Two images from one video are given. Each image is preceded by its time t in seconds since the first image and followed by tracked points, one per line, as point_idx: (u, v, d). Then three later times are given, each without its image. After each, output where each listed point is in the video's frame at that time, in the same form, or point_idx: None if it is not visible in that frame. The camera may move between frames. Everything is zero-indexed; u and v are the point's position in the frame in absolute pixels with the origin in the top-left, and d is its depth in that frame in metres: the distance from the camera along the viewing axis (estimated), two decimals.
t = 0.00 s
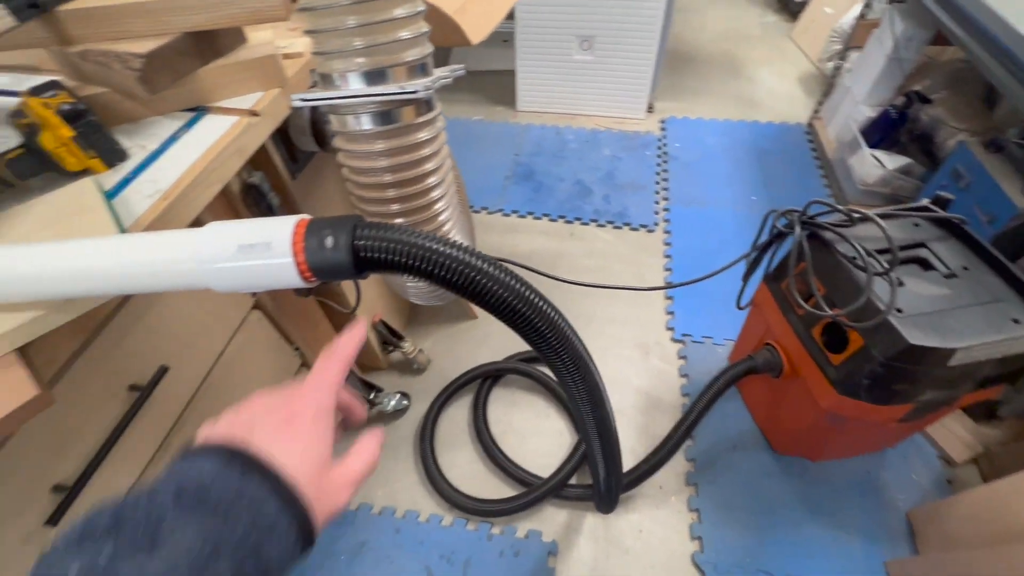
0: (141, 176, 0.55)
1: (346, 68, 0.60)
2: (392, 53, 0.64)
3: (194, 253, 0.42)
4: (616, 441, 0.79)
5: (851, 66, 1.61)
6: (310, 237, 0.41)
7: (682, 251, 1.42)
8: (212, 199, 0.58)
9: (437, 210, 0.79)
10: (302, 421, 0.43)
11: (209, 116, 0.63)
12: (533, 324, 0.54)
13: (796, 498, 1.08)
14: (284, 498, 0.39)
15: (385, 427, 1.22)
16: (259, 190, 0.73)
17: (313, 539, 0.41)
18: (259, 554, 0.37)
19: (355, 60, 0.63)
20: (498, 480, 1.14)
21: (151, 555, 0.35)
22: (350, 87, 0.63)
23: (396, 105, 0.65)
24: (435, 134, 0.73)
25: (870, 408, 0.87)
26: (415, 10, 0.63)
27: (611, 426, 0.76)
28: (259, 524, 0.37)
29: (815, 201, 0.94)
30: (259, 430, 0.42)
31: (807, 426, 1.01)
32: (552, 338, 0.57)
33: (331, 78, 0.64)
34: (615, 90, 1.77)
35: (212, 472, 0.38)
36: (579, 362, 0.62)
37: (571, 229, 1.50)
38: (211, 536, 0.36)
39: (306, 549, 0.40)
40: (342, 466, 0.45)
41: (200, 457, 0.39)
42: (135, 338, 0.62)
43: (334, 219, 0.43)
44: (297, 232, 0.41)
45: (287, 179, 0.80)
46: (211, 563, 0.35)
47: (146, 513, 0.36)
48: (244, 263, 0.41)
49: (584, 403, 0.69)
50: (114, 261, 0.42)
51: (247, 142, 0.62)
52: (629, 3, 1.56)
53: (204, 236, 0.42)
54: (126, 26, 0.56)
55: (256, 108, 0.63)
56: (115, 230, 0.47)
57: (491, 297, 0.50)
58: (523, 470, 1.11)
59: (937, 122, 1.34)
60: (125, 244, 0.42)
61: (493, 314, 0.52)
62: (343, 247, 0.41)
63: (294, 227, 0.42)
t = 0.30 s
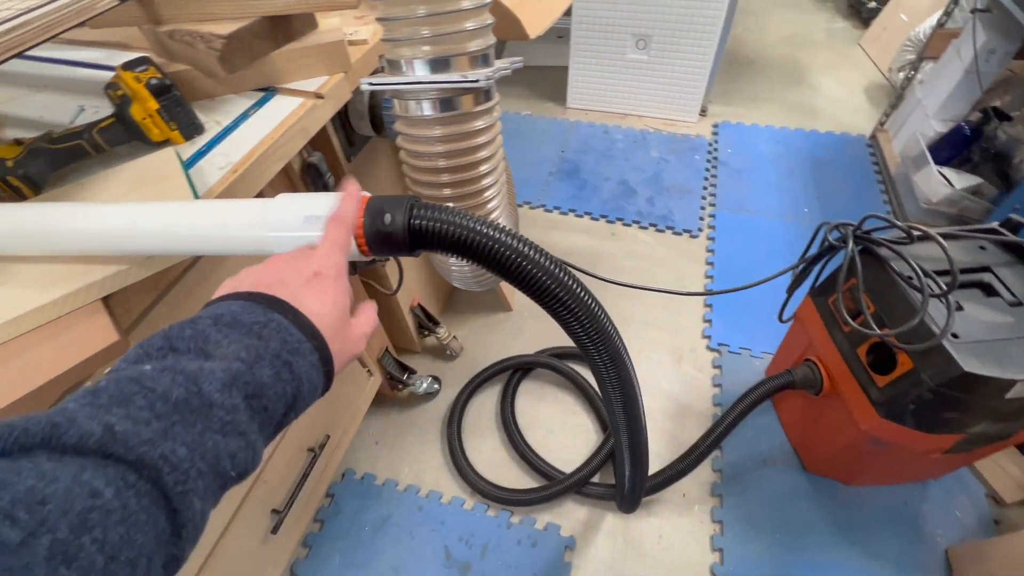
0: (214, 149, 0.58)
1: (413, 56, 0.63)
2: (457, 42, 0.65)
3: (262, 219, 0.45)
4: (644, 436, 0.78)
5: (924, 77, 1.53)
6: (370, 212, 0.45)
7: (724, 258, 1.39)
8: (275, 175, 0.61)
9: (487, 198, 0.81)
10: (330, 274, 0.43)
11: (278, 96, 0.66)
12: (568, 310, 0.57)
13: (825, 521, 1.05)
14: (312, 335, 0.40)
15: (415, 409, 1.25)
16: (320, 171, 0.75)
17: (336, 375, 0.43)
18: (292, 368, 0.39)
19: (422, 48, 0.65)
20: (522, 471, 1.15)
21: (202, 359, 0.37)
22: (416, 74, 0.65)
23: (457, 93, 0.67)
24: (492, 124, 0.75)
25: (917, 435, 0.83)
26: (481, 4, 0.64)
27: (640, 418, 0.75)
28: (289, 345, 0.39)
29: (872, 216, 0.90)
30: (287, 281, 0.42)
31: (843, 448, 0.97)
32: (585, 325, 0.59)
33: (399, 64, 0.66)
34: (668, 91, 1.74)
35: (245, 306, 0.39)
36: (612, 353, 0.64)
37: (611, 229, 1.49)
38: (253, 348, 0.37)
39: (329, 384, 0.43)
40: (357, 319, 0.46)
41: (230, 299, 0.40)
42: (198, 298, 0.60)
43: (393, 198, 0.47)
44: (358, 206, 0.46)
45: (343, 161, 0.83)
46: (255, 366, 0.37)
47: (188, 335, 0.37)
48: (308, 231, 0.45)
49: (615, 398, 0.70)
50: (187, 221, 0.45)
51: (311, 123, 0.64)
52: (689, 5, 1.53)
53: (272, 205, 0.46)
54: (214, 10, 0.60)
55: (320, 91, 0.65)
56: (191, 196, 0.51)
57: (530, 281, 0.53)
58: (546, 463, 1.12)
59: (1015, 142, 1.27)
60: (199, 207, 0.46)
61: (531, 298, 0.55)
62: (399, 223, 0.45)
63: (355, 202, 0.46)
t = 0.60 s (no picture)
0: (262, 140, 0.59)
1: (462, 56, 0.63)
2: (506, 43, 0.65)
3: (309, 211, 0.46)
4: (672, 446, 0.77)
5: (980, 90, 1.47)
6: (416, 209, 0.46)
7: (758, 269, 1.36)
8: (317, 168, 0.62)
9: (526, 198, 0.81)
10: (376, 278, 0.44)
11: (324, 91, 0.67)
12: (604, 313, 0.57)
13: (851, 544, 1.02)
14: (346, 330, 0.41)
15: (437, 404, 1.26)
16: (359, 165, 0.77)
17: (364, 375, 0.44)
18: (322, 359, 0.40)
19: (472, 48, 0.65)
20: (541, 472, 1.15)
21: (237, 343, 0.38)
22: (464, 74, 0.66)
23: (504, 93, 0.68)
24: (535, 126, 0.75)
25: (957, 463, 0.79)
26: (533, 5, 0.64)
27: (669, 428, 0.74)
28: (322, 336, 0.40)
29: (920, 231, 0.87)
30: (335, 283, 0.43)
31: (874, 471, 0.94)
32: (620, 329, 0.59)
33: (448, 64, 0.68)
34: (706, 97, 1.72)
35: (285, 299, 0.41)
36: (646, 359, 0.63)
37: (642, 233, 1.48)
38: (287, 337, 0.39)
39: (356, 382, 0.44)
40: (390, 332, 0.48)
41: (273, 291, 0.42)
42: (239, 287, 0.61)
43: (437, 196, 0.47)
44: (403, 203, 0.46)
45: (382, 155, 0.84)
46: (286, 354, 0.38)
47: (227, 317, 0.39)
48: (353, 225, 0.46)
49: (645, 404, 0.70)
50: (236, 209, 0.46)
51: (354, 117, 0.65)
52: (734, 9, 1.50)
53: (320, 198, 0.47)
54: (266, 5, 0.61)
55: (365, 87, 0.66)
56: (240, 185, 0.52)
57: (569, 282, 0.53)
58: (566, 465, 1.12)
59: None
60: (248, 196, 0.47)
61: (568, 299, 0.55)
62: (444, 221, 0.46)
63: (403, 198, 0.46)
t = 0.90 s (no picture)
0: (287, 135, 0.60)
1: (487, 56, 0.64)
2: (532, 43, 0.65)
3: (336, 206, 0.46)
4: (689, 453, 0.76)
5: (1017, 97, 1.43)
6: (438, 207, 0.46)
7: (779, 275, 1.34)
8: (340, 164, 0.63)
9: (546, 199, 0.81)
10: (407, 280, 0.44)
11: (348, 87, 0.67)
12: (624, 316, 0.56)
13: (870, 560, 1.00)
14: (376, 334, 0.41)
15: (450, 402, 1.26)
16: (380, 162, 0.78)
17: (390, 377, 0.45)
18: (352, 363, 0.40)
19: (498, 47, 0.65)
20: (552, 474, 1.14)
21: (272, 342, 0.38)
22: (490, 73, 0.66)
23: (528, 93, 0.68)
24: (559, 126, 0.74)
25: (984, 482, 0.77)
26: (560, 4, 0.64)
27: (687, 435, 0.73)
28: (353, 340, 0.40)
29: (949, 242, 0.84)
30: (365, 282, 0.44)
31: (895, 486, 0.92)
32: (639, 331, 0.58)
33: (473, 63, 0.68)
34: (730, 100, 1.70)
35: (319, 299, 0.41)
36: (665, 364, 0.63)
37: (661, 236, 1.46)
38: (320, 339, 0.39)
39: (382, 384, 0.44)
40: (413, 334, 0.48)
41: (307, 289, 0.42)
42: (261, 279, 0.62)
43: (460, 194, 0.47)
44: (426, 201, 0.46)
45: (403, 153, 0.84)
46: (319, 356, 0.38)
47: (264, 315, 0.39)
48: (378, 223, 0.46)
49: (662, 409, 0.69)
50: (264, 204, 0.46)
51: (378, 114, 0.65)
52: (761, 12, 1.48)
53: (346, 194, 0.47)
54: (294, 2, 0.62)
55: (388, 85, 0.66)
56: (266, 179, 0.53)
57: (589, 284, 0.53)
58: (578, 468, 1.12)
59: None
60: (276, 191, 0.47)
61: (588, 301, 0.55)
62: (466, 219, 0.46)
63: (425, 196, 0.47)
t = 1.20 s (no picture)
0: (300, 134, 0.61)
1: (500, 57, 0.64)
2: (545, 44, 0.65)
3: (349, 205, 0.47)
4: (696, 458, 0.76)
5: None
6: (449, 207, 0.46)
7: (790, 279, 1.33)
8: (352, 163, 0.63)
9: (557, 200, 0.81)
10: (404, 280, 0.44)
11: (361, 87, 0.68)
12: (634, 319, 0.56)
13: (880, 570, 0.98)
14: (375, 334, 0.42)
15: (458, 401, 1.26)
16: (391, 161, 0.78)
17: (390, 377, 0.45)
18: (351, 362, 0.40)
19: (511, 48, 0.65)
20: (558, 476, 1.14)
21: (271, 344, 0.39)
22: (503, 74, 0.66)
23: (540, 94, 0.68)
24: (571, 127, 0.74)
25: (1000, 492, 0.75)
26: (574, 5, 0.64)
27: (694, 440, 0.73)
28: (351, 340, 0.41)
29: (966, 248, 0.83)
30: (363, 283, 0.44)
31: (907, 495, 0.91)
32: (648, 334, 0.58)
33: (486, 64, 0.68)
34: (743, 102, 1.69)
35: (317, 301, 0.42)
36: (674, 368, 0.63)
37: (671, 239, 1.45)
38: (318, 339, 0.39)
39: (383, 384, 0.44)
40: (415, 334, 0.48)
41: (305, 291, 0.43)
42: (272, 277, 0.63)
43: (470, 194, 0.47)
44: (437, 201, 0.46)
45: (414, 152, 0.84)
46: (318, 357, 0.39)
47: (263, 318, 0.40)
48: (389, 222, 0.46)
49: (670, 413, 0.69)
50: (277, 202, 0.47)
51: (390, 114, 0.66)
52: (776, 14, 1.47)
53: (359, 193, 0.47)
54: (309, 2, 0.62)
55: (401, 85, 0.67)
56: (280, 177, 0.53)
57: (599, 287, 0.53)
58: (584, 469, 1.11)
59: None
60: (290, 190, 0.48)
61: (597, 304, 0.55)
62: (476, 219, 0.46)
63: (436, 196, 0.47)
